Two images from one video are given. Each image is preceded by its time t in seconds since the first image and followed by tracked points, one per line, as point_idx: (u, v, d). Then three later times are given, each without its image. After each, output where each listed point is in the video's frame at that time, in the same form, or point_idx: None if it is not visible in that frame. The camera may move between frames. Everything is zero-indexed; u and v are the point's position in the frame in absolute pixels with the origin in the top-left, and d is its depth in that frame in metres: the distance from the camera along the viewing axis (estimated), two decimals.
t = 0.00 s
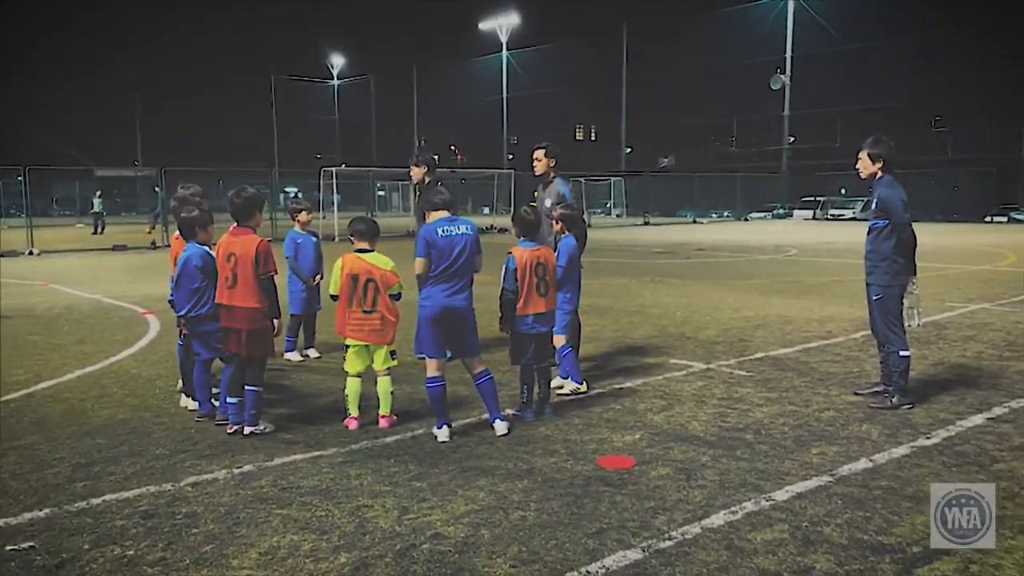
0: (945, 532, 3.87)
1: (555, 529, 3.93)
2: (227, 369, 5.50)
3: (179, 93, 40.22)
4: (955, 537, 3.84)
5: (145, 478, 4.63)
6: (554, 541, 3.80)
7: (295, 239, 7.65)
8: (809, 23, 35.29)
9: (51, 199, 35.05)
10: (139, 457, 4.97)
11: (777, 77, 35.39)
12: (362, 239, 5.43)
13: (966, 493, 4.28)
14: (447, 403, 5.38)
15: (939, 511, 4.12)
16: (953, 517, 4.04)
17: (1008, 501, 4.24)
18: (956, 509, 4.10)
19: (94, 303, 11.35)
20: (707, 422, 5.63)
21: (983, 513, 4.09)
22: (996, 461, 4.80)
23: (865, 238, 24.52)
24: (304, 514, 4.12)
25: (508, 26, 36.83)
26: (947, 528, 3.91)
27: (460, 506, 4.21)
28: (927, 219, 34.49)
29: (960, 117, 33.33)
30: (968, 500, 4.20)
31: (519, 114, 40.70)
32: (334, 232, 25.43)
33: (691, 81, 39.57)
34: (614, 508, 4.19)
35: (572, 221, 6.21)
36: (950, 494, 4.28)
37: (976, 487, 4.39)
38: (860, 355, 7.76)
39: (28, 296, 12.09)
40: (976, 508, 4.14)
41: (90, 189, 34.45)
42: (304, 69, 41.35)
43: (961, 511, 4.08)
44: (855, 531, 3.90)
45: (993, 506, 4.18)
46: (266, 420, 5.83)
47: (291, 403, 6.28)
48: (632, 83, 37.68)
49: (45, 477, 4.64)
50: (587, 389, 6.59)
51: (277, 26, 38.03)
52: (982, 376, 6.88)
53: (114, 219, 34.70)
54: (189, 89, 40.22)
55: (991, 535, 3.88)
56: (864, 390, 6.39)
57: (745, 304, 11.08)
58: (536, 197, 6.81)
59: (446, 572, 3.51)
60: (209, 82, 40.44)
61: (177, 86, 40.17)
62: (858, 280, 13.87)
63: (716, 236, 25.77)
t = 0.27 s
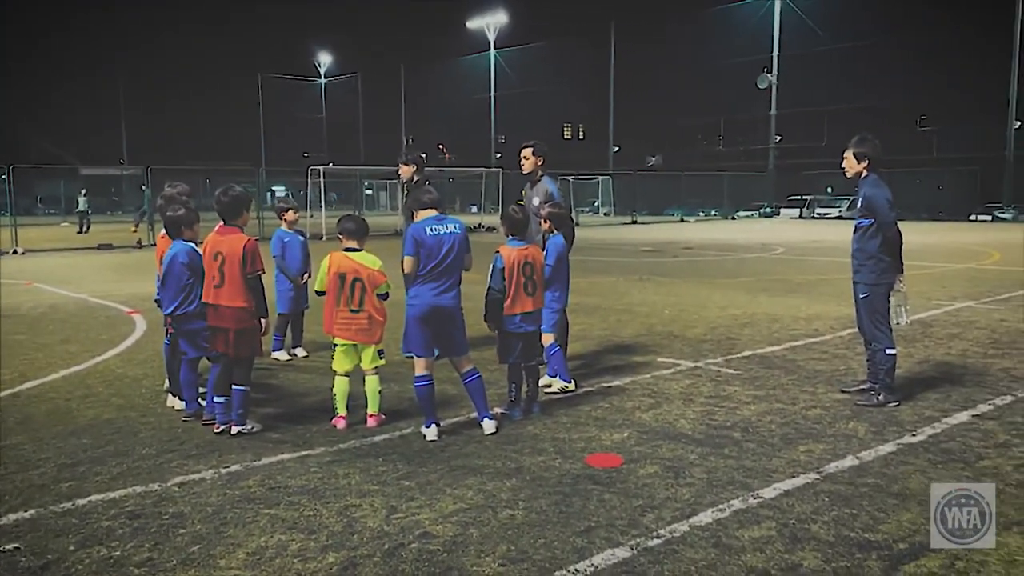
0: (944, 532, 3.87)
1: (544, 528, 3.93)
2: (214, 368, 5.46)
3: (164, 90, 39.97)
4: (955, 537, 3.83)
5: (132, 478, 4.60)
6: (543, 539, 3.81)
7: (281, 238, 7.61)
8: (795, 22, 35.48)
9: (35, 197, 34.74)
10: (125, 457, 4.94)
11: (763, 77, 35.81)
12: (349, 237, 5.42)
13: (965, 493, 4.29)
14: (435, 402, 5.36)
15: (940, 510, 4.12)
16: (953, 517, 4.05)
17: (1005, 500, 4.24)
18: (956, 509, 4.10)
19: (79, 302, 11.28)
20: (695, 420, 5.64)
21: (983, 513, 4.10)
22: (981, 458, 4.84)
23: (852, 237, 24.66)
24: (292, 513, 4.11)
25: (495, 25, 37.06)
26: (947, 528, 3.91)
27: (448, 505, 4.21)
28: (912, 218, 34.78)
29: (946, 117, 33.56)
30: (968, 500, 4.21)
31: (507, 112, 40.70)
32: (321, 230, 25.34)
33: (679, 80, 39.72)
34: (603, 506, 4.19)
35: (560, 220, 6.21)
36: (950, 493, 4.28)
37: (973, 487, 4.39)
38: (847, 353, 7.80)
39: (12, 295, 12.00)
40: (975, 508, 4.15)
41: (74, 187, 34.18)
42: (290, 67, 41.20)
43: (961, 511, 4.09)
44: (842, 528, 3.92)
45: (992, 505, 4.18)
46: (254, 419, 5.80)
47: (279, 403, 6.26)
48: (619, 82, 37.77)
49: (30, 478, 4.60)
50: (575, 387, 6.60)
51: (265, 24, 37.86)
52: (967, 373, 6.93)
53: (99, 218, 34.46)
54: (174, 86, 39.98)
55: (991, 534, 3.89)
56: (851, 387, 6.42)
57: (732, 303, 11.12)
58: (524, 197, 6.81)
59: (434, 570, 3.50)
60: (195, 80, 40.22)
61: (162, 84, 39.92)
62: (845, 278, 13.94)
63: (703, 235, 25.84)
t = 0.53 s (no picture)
0: (943, 532, 3.87)
1: (536, 526, 3.93)
2: (205, 367, 5.44)
3: (152, 89, 39.80)
4: (954, 537, 3.83)
5: (121, 478, 4.58)
6: (536, 538, 3.81)
7: (272, 237, 7.58)
8: (784, 21, 35.61)
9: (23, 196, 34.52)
10: (116, 457, 4.91)
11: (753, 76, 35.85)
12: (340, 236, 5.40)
13: (966, 493, 4.29)
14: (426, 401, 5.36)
15: (939, 510, 4.12)
16: (953, 517, 4.05)
17: (1004, 499, 4.25)
18: (956, 509, 4.10)
19: (68, 301, 11.21)
20: (685, 419, 5.65)
21: (982, 512, 4.11)
22: (971, 455, 4.86)
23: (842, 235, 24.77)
24: (283, 512, 4.10)
25: (486, 23, 37.08)
26: (947, 528, 3.91)
27: (440, 504, 4.20)
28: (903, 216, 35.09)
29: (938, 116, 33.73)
30: (970, 500, 4.22)
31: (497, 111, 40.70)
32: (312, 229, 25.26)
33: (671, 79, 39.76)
34: (594, 504, 4.20)
35: (552, 218, 6.20)
36: (951, 493, 4.29)
37: (974, 487, 4.39)
38: (837, 352, 7.83)
39: None
40: (976, 508, 4.15)
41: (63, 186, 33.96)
42: (280, 66, 41.09)
43: (962, 511, 4.09)
44: (833, 525, 3.93)
45: (991, 505, 4.18)
46: (244, 419, 5.78)
47: (269, 402, 6.24)
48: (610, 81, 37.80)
49: (18, 478, 4.58)
50: (566, 385, 6.60)
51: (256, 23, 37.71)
52: (956, 371, 6.97)
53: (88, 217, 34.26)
54: (162, 85, 39.81)
55: (990, 534, 3.89)
56: (841, 385, 6.45)
57: (723, 301, 11.14)
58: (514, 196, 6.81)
59: (426, 569, 3.50)
60: (183, 79, 40.06)
61: (150, 82, 39.75)
62: (834, 276, 13.99)
63: (693, 233, 25.90)
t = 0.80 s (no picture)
0: (942, 531, 3.87)
1: (533, 526, 3.93)
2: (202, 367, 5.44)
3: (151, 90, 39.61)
4: (953, 537, 3.83)
5: (119, 477, 4.57)
6: (534, 537, 3.81)
7: (270, 236, 7.57)
8: (782, 21, 35.60)
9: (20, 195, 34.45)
10: (113, 457, 4.90)
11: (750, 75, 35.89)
12: (337, 235, 5.40)
13: (965, 493, 4.28)
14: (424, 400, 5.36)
15: (940, 510, 4.12)
16: (953, 517, 4.04)
17: (1003, 499, 4.25)
18: (956, 509, 4.10)
19: (65, 301, 11.19)
20: (683, 418, 5.65)
21: (981, 511, 4.11)
22: (967, 454, 4.88)
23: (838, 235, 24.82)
24: (281, 512, 4.10)
25: (484, 23, 37.04)
26: (947, 528, 3.90)
27: (438, 503, 4.21)
28: (899, 215, 35.12)
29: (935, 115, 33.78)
30: (969, 500, 4.21)
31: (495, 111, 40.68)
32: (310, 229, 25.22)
33: (669, 78, 39.77)
34: (592, 504, 4.20)
35: (549, 217, 6.19)
36: (950, 493, 4.28)
37: (974, 486, 4.38)
38: (834, 351, 7.84)
39: None
40: (976, 508, 4.14)
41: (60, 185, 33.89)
42: (278, 65, 41.05)
43: (963, 511, 4.09)
44: (831, 524, 3.94)
45: (991, 504, 4.18)
46: (241, 418, 5.77)
47: (267, 401, 6.23)
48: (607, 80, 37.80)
49: (16, 477, 4.57)
50: (564, 384, 6.60)
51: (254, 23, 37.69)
52: (953, 370, 6.98)
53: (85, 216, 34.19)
54: (161, 85, 39.84)
55: (990, 534, 3.89)
56: (838, 384, 6.46)
57: (721, 300, 11.15)
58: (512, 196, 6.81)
59: (424, 569, 3.50)
60: (182, 79, 39.94)
61: (148, 82, 39.72)
62: (832, 276, 13.99)
63: (691, 233, 25.87)
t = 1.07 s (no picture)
0: (942, 531, 3.87)
1: (533, 526, 3.94)
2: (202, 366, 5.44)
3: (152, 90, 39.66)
4: (953, 537, 3.82)
5: (120, 477, 4.57)
6: (534, 537, 3.81)
7: (270, 236, 7.57)
8: (782, 21, 35.60)
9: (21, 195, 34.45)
10: (113, 457, 4.91)
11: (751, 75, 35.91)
12: (338, 234, 5.40)
13: (965, 493, 4.28)
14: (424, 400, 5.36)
15: (940, 510, 4.11)
16: (953, 517, 4.04)
17: (1003, 499, 4.24)
18: (956, 510, 4.10)
19: (66, 301, 11.19)
20: (683, 418, 5.66)
21: (981, 512, 4.11)
22: (968, 454, 4.88)
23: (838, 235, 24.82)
24: (281, 512, 4.10)
25: (485, 22, 37.01)
26: (947, 528, 3.90)
27: (438, 503, 4.21)
28: (899, 215, 35.09)
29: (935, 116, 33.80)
30: (969, 500, 4.21)
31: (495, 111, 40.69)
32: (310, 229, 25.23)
33: (669, 78, 39.79)
34: (592, 504, 4.20)
35: (549, 217, 6.19)
36: (951, 493, 4.27)
37: (973, 487, 4.38)
38: (835, 351, 7.84)
39: None
40: (976, 508, 4.14)
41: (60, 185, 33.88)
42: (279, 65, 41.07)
43: (962, 512, 4.08)
44: (831, 524, 3.94)
45: (991, 505, 4.18)
46: (242, 418, 5.77)
47: (268, 402, 6.23)
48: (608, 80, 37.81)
49: (17, 477, 4.57)
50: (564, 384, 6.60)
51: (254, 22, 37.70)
52: (953, 370, 6.98)
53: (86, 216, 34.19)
54: (161, 85, 39.87)
55: (991, 534, 3.88)
56: (838, 384, 6.46)
57: (721, 300, 11.15)
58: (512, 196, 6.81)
59: (424, 569, 3.50)
60: (182, 79, 39.99)
61: (148, 82, 39.44)
62: (832, 276, 13.98)
63: (691, 233, 25.87)
